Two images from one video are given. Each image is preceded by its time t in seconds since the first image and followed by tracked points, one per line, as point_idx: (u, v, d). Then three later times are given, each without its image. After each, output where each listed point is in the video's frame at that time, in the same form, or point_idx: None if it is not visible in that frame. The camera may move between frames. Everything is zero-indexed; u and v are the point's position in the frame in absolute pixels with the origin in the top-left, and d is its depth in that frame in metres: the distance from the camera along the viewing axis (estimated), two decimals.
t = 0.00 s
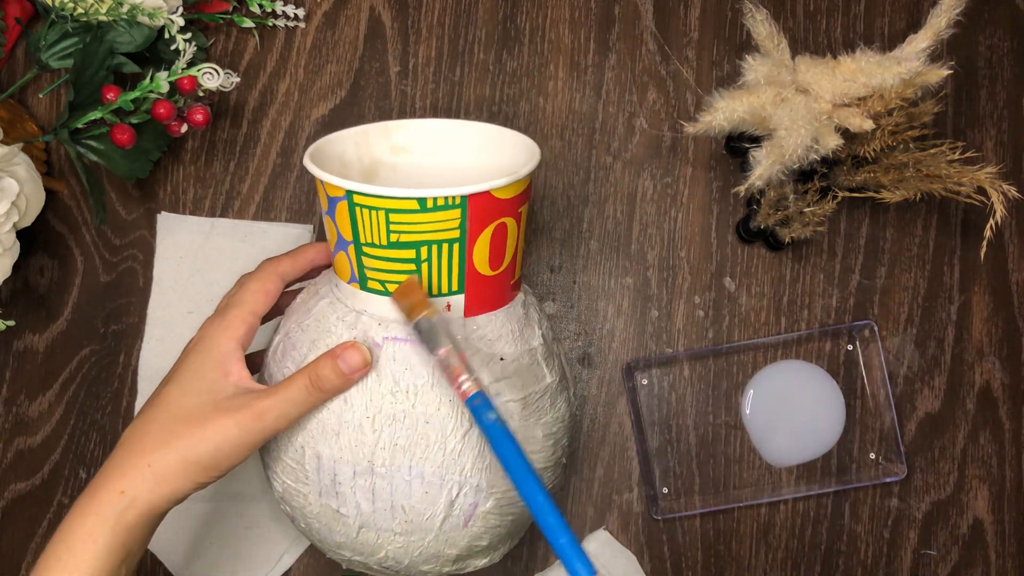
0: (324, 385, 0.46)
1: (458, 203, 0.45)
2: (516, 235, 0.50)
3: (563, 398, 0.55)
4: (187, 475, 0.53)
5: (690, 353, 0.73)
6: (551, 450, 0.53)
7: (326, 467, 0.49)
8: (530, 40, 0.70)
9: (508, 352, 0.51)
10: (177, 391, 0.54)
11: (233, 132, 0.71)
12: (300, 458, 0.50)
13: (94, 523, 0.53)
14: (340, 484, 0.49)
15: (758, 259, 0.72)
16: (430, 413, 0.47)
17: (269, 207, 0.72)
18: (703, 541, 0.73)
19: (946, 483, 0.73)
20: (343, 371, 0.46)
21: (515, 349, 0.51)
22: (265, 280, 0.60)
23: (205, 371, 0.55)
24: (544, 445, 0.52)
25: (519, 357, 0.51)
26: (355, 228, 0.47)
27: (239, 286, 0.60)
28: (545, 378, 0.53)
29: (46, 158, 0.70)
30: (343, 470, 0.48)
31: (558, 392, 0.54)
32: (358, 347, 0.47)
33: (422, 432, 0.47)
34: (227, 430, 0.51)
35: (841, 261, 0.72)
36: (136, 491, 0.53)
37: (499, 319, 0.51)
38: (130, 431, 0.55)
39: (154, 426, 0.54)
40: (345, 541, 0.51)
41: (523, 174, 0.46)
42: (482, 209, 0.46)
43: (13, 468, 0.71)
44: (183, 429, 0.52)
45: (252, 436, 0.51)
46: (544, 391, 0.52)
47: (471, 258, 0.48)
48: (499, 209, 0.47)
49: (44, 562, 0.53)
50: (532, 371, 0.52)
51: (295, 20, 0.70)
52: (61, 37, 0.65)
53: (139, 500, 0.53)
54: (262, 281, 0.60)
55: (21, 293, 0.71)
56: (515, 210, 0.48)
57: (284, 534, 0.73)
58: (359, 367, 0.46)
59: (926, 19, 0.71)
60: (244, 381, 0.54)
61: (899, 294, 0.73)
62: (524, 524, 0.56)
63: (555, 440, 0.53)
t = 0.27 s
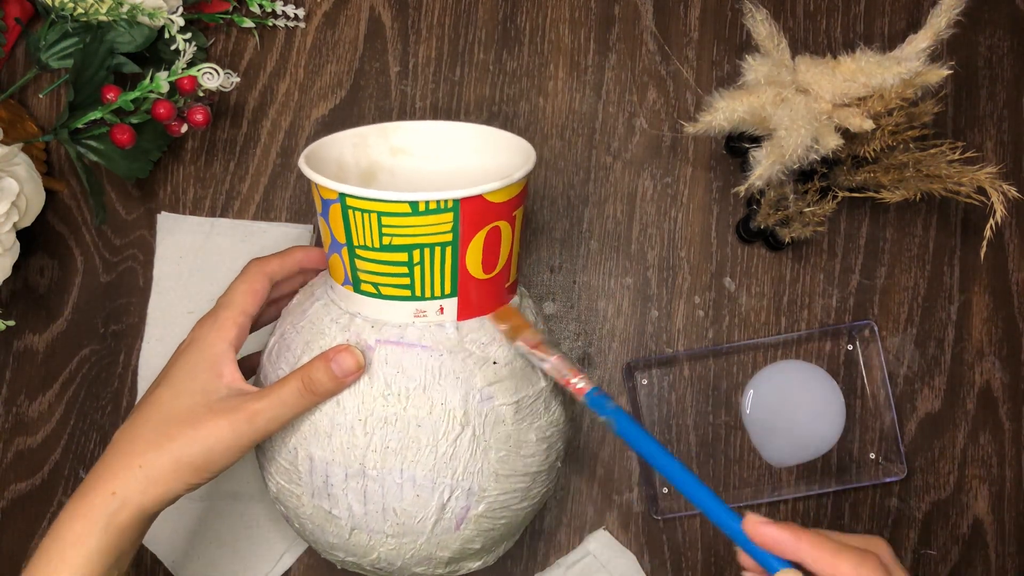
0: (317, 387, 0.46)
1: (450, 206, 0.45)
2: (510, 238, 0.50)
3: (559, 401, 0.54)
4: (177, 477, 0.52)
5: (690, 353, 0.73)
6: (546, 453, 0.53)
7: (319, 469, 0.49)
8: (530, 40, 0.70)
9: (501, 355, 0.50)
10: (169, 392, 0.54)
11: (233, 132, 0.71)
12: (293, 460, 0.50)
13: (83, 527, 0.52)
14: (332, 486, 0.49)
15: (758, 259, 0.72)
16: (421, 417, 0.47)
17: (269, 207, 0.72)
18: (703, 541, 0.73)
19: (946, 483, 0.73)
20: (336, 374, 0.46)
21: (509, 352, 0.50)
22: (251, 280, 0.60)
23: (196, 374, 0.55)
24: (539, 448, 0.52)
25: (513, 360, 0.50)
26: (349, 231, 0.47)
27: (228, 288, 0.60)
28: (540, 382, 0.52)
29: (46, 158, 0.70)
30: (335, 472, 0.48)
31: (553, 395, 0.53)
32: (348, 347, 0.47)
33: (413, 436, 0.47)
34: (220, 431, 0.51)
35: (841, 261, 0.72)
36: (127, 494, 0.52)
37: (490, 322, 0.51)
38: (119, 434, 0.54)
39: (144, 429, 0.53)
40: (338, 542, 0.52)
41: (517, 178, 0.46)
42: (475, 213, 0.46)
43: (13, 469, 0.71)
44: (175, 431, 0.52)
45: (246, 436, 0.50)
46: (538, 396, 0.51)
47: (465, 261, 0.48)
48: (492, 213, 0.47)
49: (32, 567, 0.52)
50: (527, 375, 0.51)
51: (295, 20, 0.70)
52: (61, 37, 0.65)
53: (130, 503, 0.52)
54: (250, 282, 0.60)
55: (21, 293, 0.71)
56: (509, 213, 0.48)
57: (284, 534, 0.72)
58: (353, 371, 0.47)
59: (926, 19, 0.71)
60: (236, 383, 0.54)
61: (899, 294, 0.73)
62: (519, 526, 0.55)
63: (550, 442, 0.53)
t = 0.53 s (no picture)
0: (301, 389, 0.47)
1: (437, 212, 0.45)
2: (501, 248, 0.49)
3: (546, 415, 0.53)
4: (161, 486, 0.52)
5: (690, 353, 0.73)
6: (529, 468, 0.52)
7: (298, 465, 0.50)
8: (530, 40, 0.70)
9: (486, 364, 0.50)
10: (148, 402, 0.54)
11: (233, 133, 0.71)
12: (276, 457, 0.51)
13: (68, 539, 0.52)
14: (310, 483, 0.50)
15: (758, 259, 0.72)
16: (399, 421, 0.47)
17: (269, 207, 0.72)
18: (703, 541, 0.73)
19: (946, 483, 0.73)
20: (321, 374, 0.47)
21: (495, 362, 0.50)
22: (224, 283, 0.60)
23: (173, 380, 0.55)
24: (521, 461, 0.51)
25: (498, 370, 0.50)
26: (338, 230, 0.48)
27: (200, 291, 0.60)
28: (525, 393, 0.52)
29: (46, 158, 0.70)
30: (313, 470, 0.49)
31: (540, 409, 0.53)
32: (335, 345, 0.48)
33: (391, 439, 0.47)
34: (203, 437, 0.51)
35: (841, 261, 0.72)
36: (111, 506, 0.52)
37: (478, 332, 0.50)
38: (98, 444, 0.54)
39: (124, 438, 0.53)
40: (315, 540, 0.53)
41: (507, 188, 0.46)
42: (464, 221, 0.46)
43: (13, 469, 0.71)
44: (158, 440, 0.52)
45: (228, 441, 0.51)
46: (522, 408, 0.51)
47: (452, 268, 0.48)
48: (481, 222, 0.47)
49: None
50: (512, 385, 0.51)
51: (294, 20, 0.70)
52: (61, 37, 0.65)
53: (115, 513, 0.53)
54: (222, 284, 0.60)
55: (21, 293, 0.71)
56: (500, 223, 0.48)
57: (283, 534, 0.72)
58: (337, 371, 0.47)
59: (926, 19, 0.71)
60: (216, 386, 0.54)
61: (899, 294, 0.73)
62: (497, 538, 0.55)
63: (534, 456, 0.52)
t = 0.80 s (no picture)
0: (290, 348, 0.50)
1: (447, 195, 0.45)
2: (508, 244, 0.49)
3: (529, 424, 0.53)
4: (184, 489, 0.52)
5: (690, 353, 0.73)
6: (501, 473, 0.52)
7: (276, 428, 0.51)
8: (530, 40, 0.70)
9: (475, 358, 0.50)
10: (167, 404, 0.54)
11: (233, 132, 0.71)
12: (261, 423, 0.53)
13: (92, 547, 0.51)
14: (282, 446, 0.51)
15: (758, 259, 0.72)
16: (379, 398, 0.48)
17: (269, 207, 0.72)
18: (703, 541, 0.73)
19: (946, 483, 0.73)
20: (301, 326, 0.50)
21: (485, 358, 0.50)
22: (247, 286, 0.60)
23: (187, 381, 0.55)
24: (494, 464, 0.51)
25: (487, 366, 0.50)
26: (351, 201, 0.49)
27: (223, 297, 0.60)
28: (512, 397, 0.52)
29: (46, 158, 0.70)
30: (287, 433, 0.50)
31: (524, 416, 0.53)
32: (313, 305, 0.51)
33: (366, 414, 0.48)
34: (223, 431, 0.51)
35: (841, 261, 0.72)
36: (134, 512, 0.52)
37: (473, 326, 0.51)
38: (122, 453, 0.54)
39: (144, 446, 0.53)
40: (280, 508, 0.53)
41: (521, 184, 0.46)
42: (470, 209, 0.46)
43: (13, 469, 0.71)
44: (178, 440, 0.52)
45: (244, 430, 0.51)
46: (506, 410, 0.51)
47: (454, 255, 0.48)
48: (489, 213, 0.47)
49: None
50: (500, 387, 0.51)
51: (295, 20, 0.70)
52: (61, 37, 0.65)
53: (138, 520, 0.52)
54: (244, 287, 0.60)
55: (21, 293, 0.71)
56: (509, 221, 0.48)
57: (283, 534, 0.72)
58: (313, 319, 0.50)
59: (926, 19, 0.71)
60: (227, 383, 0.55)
61: (899, 294, 0.73)
62: (460, 541, 0.55)
63: (508, 463, 0.52)
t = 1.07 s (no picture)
0: (275, 343, 0.49)
1: (427, 187, 0.45)
2: (492, 238, 0.49)
3: (518, 419, 0.53)
4: (170, 482, 0.52)
5: (690, 353, 0.72)
6: (489, 468, 0.52)
7: (264, 423, 0.51)
8: (530, 40, 0.70)
9: (461, 353, 0.50)
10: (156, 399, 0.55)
11: (233, 132, 0.71)
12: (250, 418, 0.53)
13: (81, 539, 0.52)
14: (271, 441, 0.51)
15: (758, 259, 0.72)
16: (363, 393, 0.48)
17: (269, 207, 0.72)
18: (703, 541, 0.73)
19: (946, 483, 0.73)
20: (287, 322, 0.50)
21: (470, 353, 0.50)
22: (237, 283, 0.62)
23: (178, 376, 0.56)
24: (481, 460, 0.51)
25: (473, 360, 0.50)
26: (337, 196, 0.49)
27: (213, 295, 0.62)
28: (499, 392, 0.51)
29: (46, 158, 0.70)
30: (274, 427, 0.51)
31: (512, 410, 0.52)
32: (299, 297, 0.51)
33: (351, 408, 0.48)
34: (207, 424, 0.51)
35: (841, 261, 0.72)
36: (121, 505, 0.52)
37: (460, 321, 0.50)
38: (112, 448, 0.55)
39: (133, 439, 0.53)
40: (270, 503, 0.54)
41: (503, 176, 0.46)
42: (452, 201, 0.46)
43: (13, 469, 0.71)
44: (164, 434, 0.52)
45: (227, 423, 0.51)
46: (492, 404, 0.51)
47: (437, 248, 0.48)
48: (471, 205, 0.46)
49: None
50: (486, 381, 0.51)
51: (294, 20, 0.70)
52: (61, 37, 0.65)
53: (125, 513, 0.52)
54: (234, 284, 0.61)
55: (21, 293, 0.71)
56: (492, 213, 0.48)
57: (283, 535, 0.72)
58: (300, 314, 0.50)
59: (925, 19, 0.71)
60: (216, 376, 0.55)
61: (899, 294, 0.73)
62: (450, 538, 0.55)
63: (496, 459, 0.52)
